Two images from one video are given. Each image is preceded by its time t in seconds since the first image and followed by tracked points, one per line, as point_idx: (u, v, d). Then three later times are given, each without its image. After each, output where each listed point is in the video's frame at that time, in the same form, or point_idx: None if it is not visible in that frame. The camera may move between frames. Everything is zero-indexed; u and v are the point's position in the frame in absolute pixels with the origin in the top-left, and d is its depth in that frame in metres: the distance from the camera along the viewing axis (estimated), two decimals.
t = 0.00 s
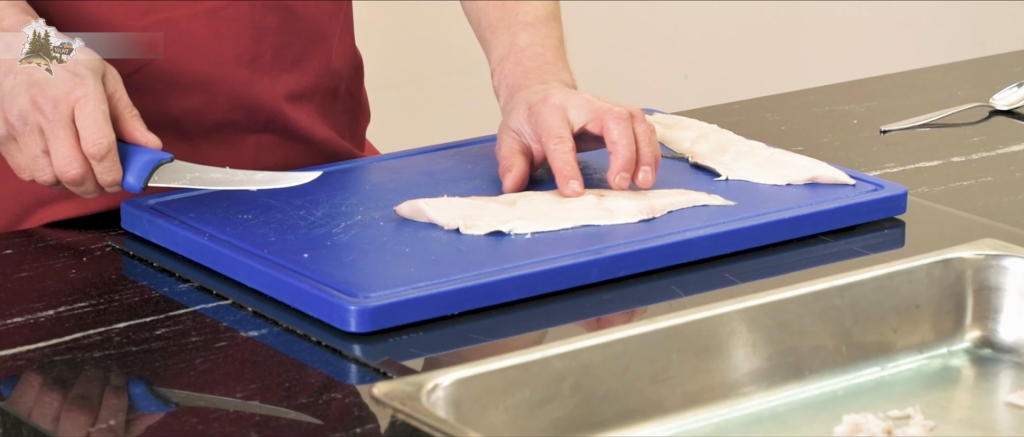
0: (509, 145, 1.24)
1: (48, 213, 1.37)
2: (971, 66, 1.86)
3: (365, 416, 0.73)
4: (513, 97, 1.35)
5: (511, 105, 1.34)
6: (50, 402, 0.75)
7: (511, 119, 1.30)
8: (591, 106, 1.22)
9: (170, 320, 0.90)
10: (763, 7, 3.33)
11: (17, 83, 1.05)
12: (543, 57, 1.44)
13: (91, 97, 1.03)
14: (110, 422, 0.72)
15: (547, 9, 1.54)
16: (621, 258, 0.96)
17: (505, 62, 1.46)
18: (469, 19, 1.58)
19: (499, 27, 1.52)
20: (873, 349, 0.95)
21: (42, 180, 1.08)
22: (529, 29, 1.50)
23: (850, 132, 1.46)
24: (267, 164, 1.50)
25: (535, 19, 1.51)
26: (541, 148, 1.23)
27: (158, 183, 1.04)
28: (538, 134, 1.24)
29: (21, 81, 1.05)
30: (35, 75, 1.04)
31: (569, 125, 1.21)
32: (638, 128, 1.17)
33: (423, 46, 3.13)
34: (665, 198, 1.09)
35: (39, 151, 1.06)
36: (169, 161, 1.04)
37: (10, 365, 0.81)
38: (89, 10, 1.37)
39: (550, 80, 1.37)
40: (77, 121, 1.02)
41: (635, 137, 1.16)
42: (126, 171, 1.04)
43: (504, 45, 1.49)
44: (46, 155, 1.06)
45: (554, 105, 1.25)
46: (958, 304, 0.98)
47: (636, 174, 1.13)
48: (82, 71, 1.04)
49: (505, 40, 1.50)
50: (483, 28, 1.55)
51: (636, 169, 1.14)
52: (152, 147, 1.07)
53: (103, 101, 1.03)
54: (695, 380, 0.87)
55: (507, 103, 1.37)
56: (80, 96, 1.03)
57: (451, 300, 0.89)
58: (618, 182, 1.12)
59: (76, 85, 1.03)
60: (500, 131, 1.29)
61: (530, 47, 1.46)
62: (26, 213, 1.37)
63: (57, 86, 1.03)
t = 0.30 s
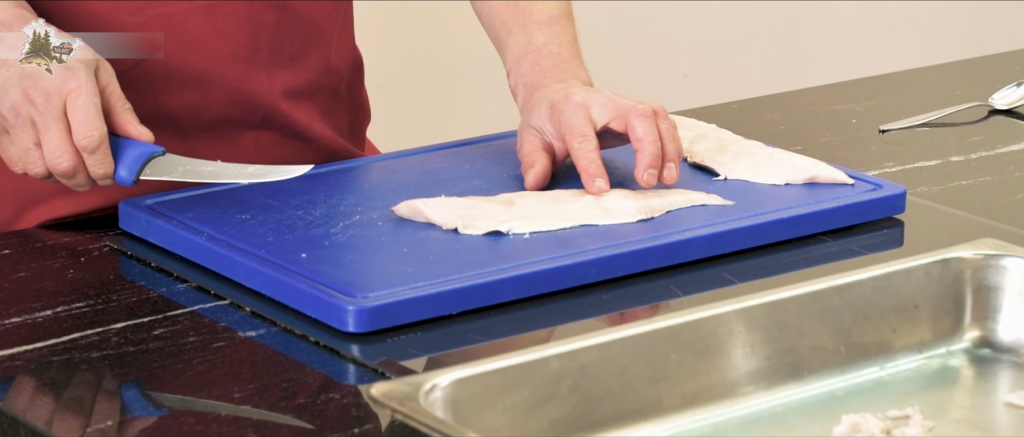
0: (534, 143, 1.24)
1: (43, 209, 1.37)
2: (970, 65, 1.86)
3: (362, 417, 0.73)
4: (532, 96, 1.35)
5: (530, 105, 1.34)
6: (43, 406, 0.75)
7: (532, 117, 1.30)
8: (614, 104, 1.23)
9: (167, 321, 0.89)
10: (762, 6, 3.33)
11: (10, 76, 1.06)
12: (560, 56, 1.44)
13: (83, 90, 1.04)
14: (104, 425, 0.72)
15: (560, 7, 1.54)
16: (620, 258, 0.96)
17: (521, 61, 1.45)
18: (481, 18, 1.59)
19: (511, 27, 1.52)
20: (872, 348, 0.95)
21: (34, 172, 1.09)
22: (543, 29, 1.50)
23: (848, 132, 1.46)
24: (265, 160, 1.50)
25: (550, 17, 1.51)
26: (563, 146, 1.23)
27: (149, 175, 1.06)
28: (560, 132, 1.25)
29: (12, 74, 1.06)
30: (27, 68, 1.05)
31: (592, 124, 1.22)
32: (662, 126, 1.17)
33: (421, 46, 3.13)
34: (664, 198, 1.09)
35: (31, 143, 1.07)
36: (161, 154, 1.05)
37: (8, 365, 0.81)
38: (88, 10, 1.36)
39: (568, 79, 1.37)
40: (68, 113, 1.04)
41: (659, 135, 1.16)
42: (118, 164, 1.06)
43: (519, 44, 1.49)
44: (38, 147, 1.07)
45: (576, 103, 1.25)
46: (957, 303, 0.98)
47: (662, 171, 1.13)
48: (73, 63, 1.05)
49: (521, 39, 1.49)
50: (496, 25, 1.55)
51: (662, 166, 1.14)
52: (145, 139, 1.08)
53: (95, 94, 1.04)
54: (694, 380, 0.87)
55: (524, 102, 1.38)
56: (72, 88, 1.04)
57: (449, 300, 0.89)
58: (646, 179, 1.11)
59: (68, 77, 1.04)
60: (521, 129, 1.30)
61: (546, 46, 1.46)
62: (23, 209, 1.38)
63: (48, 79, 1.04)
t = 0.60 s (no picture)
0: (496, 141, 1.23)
1: (39, 206, 1.37)
2: (968, 64, 1.86)
3: (361, 417, 0.73)
4: (502, 94, 1.35)
5: (498, 105, 1.34)
6: (40, 406, 0.74)
7: (498, 115, 1.30)
8: (578, 102, 1.22)
9: (167, 321, 0.89)
10: (761, 5, 3.32)
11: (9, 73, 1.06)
12: (533, 56, 1.44)
13: (82, 85, 1.04)
14: (100, 425, 0.72)
15: (540, 7, 1.54)
16: (619, 257, 0.96)
17: (494, 60, 1.46)
18: (464, 18, 1.59)
19: (490, 25, 1.52)
20: (872, 348, 0.95)
21: (33, 167, 1.08)
22: (520, 28, 1.50)
23: (847, 131, 1.46)
24: (263, 156, 1.49)
25: (527, 18, 1.51)
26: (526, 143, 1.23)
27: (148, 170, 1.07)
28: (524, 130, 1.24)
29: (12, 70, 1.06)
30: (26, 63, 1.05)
31: (555, 121, 1.21)
32: (625, 123, 1.17)
33: (420, 46, 3.13)
34: (663, 197, 1.09)
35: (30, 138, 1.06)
36: (159, 149, 1.05)
37: (7, 366, 0.81)
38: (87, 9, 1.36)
39: (538, 79, 1.37)
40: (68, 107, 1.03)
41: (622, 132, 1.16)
42: (116, 160, 1.05)
43: (495, 43, 1.49)
44: (36, 142, 1.07)
45: (542, 101, 1.25)
46: (956, 302, 0.98)
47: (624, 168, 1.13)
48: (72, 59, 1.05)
49: (497, 38, 1.49)
50: (476, 22, 1.55)
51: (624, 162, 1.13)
52: (143, 134, 1.07)
53: (93, 88, 1.04)
54: (693, 380, 0.87)
55: (495, 100, 1.37)
56: (70, 83, 1.04)
57: (448, 300, 0.89)
58: (609, 174, 1.11)
59: (67, 72, 1.04)
60: (486, 127, 1.30)
61: (520, 45, 1.46)
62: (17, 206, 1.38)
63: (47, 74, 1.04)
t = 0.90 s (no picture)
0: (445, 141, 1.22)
1: (34, 202, 1.37)
2: (968, 63, 1.86)
3: (360, 417, 0.73)
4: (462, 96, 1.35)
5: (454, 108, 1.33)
6: (40, 406, 0.74)
7: (454, 116, 1.29)
8: (529, 105, 1.22)
9: (167, 320, 0.89)
10: (761, 5, 3.32)
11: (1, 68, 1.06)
12: (503, 60, 1.43)
13: (71, 82, 1.04)
14: (91, 423, 0.72)
15: (517, 12, 1.53)
16: (618, 257, 0.96)
17: (463, 61, 1.45)
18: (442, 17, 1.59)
19: (464, 28, 1.51)
20: (871, 348, 0.95)
21: (23, 162, 1.10)
22: (494, 31, 1.49)
23: (847, 131, 1.46)
24: (260, 153, 1.49)
25: (502, 22, 1.50)
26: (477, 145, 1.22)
27: (136, 168, 1.07)
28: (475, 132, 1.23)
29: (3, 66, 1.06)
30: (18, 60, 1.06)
31: (504, 123, 1.20)
32: (574, 125, 1.17)
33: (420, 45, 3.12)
34: (663, 197, 1.09)
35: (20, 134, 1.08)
36: (148, 146, 1.06)
37: (7, 365, 0.81)
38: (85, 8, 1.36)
39: (503, 82, 1.36)
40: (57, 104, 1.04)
41: (570, 133, 1.16)
42: (105, 157, 1.06)
43: (465, 45, 1.48)
44: (26, 138, 1.08)
45: (495, 103, 1.25)
46: (955, 302, 0.98)
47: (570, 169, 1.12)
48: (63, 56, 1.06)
49: (468, 41, 1.49)
50: (453, 25, 1.55)
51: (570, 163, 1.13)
52: (133, 132, 1.08)
53: (83, 86, 1.05)
54: (693, 380, 0.87)
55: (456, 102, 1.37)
56: (59, 80, 1.04)
57: (448, 300, 0.89)
58: (553, 174, 1.11)
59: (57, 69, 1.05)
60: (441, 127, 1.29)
61: (490, 49, 1.45)
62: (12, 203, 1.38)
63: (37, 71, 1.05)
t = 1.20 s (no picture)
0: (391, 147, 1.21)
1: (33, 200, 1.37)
2: (967, 64, 1.86)
3: (360, 417, 0.73)
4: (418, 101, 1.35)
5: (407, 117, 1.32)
6: (40, 406, 0.74)
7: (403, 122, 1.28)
8: (477, 114, 1.22)
9: (167, 321, 0.89)
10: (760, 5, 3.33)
11: None
12: (466, 65, 1.42)
13: (64, 80, 1.05)
14: (83, 421, 0.72)
15: (489, 18, 1.53)
16: (618, 257, 0.96)
17: (428, 64, 1.45)
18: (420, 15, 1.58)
19: (434, 31, 1.52)
20: (871, 348, 0.95)
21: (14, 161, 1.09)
22: (461, 35, 1.49)
23: (846, 131, 1.46)
24: (258, 152, 1.49)
25: (471, 27, 1.50)
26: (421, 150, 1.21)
27: (129, 167, 1.07)
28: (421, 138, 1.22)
29: None
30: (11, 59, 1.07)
31: (450, 130, 1.19)
32: (521, 131, 1.16)
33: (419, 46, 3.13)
34: (663, 198, 1.09)
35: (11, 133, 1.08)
36: (141, 145, 1.07)
37: (7, 365, 0.81)
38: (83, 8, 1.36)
39: (463, 89, 1.35)
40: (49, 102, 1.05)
41: (516, 139, 1.15)
42: (97, 155, 1.06)
43: (432, 48, 1.48)
44: (19, 136, 1.08)
45: (443, 112, 1.24)
46: (955, 303, 0.98)
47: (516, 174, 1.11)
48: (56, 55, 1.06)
49: (435, 43, 1.49)
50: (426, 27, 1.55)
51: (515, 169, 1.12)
52: (125, 131, 1.09)
53: (76, 84, 1.06)
54: (693, 380, 0.87)
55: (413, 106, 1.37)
56: (52, 78, 1.05)
57: (448, 300, 0.89)
58: (496, 180, 1.10)
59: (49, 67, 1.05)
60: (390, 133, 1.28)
61: (455, 53, 1.45)
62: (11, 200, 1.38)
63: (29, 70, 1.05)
